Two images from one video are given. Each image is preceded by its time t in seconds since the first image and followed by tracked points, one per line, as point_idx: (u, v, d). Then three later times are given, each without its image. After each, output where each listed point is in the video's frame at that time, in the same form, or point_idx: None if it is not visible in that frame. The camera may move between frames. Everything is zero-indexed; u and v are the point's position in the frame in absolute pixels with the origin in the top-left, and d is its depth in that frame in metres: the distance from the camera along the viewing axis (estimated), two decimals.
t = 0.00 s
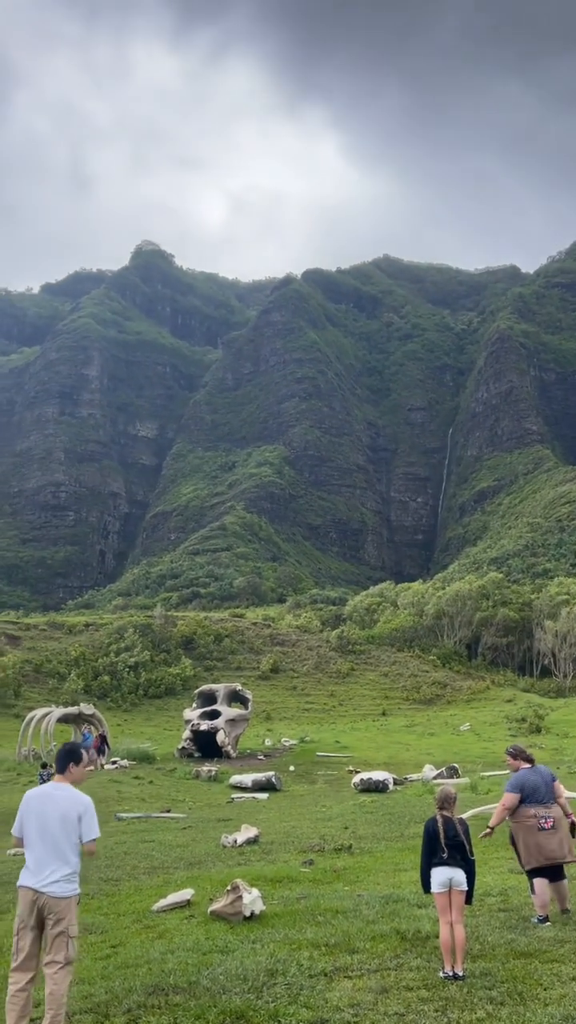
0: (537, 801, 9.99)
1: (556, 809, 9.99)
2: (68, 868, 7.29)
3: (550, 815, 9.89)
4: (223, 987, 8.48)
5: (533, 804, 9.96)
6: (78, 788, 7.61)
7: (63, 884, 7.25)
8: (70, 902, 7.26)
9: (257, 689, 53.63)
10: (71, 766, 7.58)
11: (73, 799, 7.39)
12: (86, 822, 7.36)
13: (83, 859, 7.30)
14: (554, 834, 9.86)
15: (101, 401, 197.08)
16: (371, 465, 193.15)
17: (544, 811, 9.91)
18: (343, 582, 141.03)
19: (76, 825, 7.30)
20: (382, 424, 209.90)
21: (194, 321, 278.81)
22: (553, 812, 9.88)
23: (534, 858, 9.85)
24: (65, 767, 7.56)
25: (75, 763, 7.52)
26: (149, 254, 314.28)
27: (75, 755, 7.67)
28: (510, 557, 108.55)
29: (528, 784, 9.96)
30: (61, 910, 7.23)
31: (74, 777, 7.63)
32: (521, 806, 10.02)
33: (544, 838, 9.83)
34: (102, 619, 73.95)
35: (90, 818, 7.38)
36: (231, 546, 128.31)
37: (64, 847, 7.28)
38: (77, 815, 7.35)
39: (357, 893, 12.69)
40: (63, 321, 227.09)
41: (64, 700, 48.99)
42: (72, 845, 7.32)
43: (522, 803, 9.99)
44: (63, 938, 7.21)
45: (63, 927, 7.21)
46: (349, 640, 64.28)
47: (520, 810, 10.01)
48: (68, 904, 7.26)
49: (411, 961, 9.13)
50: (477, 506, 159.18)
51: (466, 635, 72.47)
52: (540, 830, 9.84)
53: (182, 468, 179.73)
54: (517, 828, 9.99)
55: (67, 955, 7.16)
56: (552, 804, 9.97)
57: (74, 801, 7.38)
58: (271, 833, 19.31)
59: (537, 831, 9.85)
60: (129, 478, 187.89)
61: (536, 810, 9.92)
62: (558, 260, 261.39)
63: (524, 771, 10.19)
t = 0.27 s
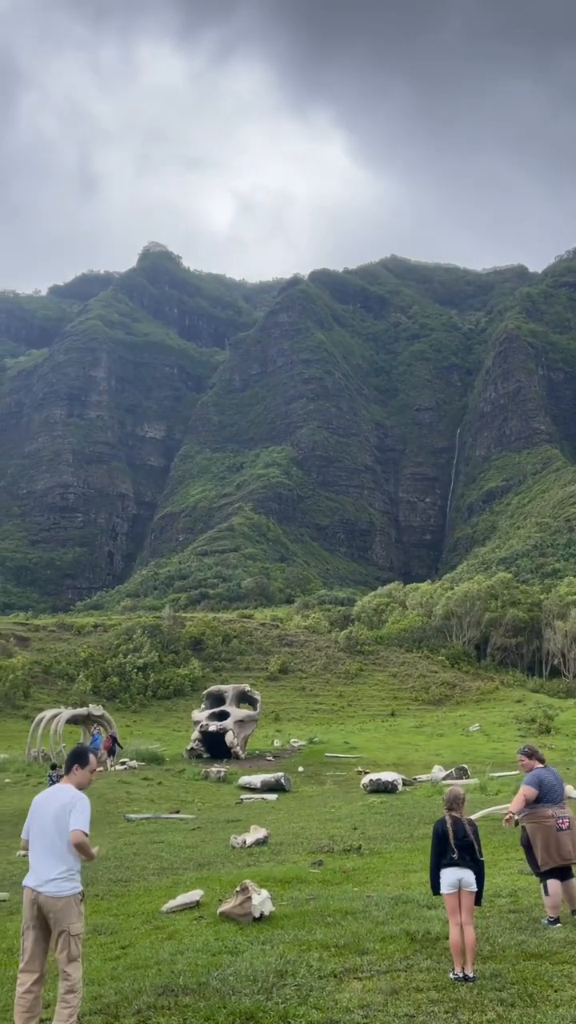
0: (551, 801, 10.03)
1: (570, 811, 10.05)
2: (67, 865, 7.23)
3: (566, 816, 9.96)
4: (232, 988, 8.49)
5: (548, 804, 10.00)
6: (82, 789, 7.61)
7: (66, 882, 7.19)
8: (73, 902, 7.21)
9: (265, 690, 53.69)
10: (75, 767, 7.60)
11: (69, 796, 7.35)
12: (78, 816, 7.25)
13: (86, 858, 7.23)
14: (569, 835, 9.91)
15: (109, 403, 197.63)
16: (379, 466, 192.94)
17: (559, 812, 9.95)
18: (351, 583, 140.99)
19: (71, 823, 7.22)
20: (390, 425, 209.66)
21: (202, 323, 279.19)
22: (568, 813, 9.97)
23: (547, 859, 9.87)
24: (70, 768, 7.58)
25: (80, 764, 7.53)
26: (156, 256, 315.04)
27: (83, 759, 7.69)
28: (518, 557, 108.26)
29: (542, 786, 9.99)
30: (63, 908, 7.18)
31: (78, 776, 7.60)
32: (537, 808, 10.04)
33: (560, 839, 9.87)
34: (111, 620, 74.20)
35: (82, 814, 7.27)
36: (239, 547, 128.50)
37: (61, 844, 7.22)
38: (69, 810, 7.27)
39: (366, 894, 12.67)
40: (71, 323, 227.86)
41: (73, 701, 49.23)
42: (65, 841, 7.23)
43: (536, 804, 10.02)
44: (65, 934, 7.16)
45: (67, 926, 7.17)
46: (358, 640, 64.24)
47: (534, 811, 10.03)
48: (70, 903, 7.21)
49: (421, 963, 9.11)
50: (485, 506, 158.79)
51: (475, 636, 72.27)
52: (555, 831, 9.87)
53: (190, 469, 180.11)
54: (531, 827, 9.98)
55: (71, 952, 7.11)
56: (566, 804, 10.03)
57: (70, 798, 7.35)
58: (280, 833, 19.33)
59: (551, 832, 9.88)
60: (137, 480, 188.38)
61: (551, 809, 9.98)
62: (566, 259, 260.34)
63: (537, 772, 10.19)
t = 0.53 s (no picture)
0: (560, 800, 10.02)
1: None
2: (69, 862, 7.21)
3: None
4: (238, 988, 8.48)
5: (557, 804, 9.99)
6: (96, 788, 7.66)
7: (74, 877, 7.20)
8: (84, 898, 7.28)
9: (271, 689, 53.73)
10: (89, 765, 7.66)
11: (74, 795, 7.32)
12: (79, 813, 7.25)
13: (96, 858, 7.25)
14: None
15: (114, 403, 197.86)
16: (384, 465, 192.75)
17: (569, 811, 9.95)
18: (357, 582, 140.89)
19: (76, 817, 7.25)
20: (395, 424, 209.31)
21: (207, 323, 279.37)
22: None
23: (557, 858, 9.84)
24: (82, 768, 7.65)
25: (92, 764, 7.60)
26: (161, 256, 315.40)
27: (95, 759, 7.76)
28: (524, 557, 108.01)
29: (552, 785, 9.97)
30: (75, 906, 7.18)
31: (91, 777, 7.68)
32: (547, 807, 10.01)
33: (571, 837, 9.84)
34: (116, 619, 74.28)
35: (81, 812, 7.25)
36: (244, 546, 128.59)
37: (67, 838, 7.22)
38: (73, 807, 7.25)
39: (372, 893, 12.65)
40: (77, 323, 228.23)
41: (79, 701, 49.37)
42: (67, 838, 7.23)
43: (544, 804, 10.00)
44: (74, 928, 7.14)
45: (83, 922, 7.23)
46: (363, 640, 64.09)
47: (543, 811, 10.01)
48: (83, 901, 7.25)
49: (427, 962, 9.10)
50: (491, 506, 158.47)
51: (481, 636, 72.11)
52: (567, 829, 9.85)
53: (196, 469, 180.47)
54: (543, 826, 9.92)
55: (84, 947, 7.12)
56: None
57: (79, 795, 7.35)
58: (286, 833, 19.33)
59: (561, 831, 9.86)
60: (142, 480, 188.64)
61: (562, 808, 9.95)
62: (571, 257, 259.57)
63: (546, 771, 10.18)
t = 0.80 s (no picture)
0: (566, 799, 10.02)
1: None
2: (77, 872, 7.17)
3: None
4: (241, 985, 8.50)
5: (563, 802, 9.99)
6: (121, 791, 7.42)
7: (89, 884, 7.12)
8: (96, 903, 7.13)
9: (274, 688, 53.79)
10: (114, 768, 7.42)
11: (91, 800, 7.25)
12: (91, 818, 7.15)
13: (108, 866, 7.08)
14: None
15: (117, 402, 198.09)
16: (388, 464, 192.67)
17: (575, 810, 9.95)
18: (360, 580, 140.91)
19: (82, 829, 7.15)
20: (398, 422, 209.17)
21: (210, 321, 279.41)
22: None
23: (561, 856, 9.85)
24: (110, 768, 7.46)
25: (117, 767, 7.36)
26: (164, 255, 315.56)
27: (124, 759, 7.51)
28: (527, 555, 107.91)
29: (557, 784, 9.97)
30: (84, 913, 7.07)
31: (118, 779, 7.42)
32: (551, 806, 10.03)
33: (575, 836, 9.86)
34: (120, 618, 74.44)
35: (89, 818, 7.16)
36: (248, 545, 128.75)
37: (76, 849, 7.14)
38: (89, 813, 7.19)
39: (376, 892, 12.67)
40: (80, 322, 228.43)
41: (83, 700, 49.53)
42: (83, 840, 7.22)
43: (549, 801, 9.99)
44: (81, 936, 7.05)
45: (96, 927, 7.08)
46: (366, 638, 64.06)
47: (547, 809, 10.02)
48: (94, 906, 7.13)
49: (430, 960, 9.12)
50: (494, 504, 158.36)
51: (484, 634, 72.04)
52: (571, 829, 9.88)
53: (199, 468, 180.71)
54: (547, 824, 9.91)
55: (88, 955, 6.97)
56: None
57: (91, 805, 7.25)
58: (289, 831, 19.33)
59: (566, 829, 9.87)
60: (146, 479, 188.83)
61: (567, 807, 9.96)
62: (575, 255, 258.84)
63: (549, 769, 10.19)
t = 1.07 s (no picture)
0: (563, 795, 10.03)
1: None
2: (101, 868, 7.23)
3: None
4: (245, 982, 8.53)
5: (562, 799, 10.00)
6: (151, 790, 7.39)
7: (113, 883, 7.16)
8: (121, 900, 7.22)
9: (277, 685, 53.87)
10: (146, 766, 7.35)
11: (121, 801, 7.21)
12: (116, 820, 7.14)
13: (129, 867, 7.08)
14: None
15: (120, 400, 198.11)
16: (390, 461, 192.57)
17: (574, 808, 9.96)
18: (362, 578, 140.97)
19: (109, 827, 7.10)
20: (400, 420, 208.97)
21: (212, 319, 279.13)
22: None
23: (564, 851, 9.80)
24: (141, 767, 7.36)
25: (149, 766, 7.25)
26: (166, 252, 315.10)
27: (154, 758, 7.43)
28: (530, 552, 107.78)
29: (557, 779, 9.98)
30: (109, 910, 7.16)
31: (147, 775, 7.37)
32: (551, 803, 10.03)
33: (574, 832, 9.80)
34: (122, 616, 74.52)
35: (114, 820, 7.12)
36: (250, 543, 128.79)
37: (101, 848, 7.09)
38: (117, 810, 7.16)
39: (379, 888, 12.67)
40: (82, 320, 228.37)
41: (85, 697, 49.67)
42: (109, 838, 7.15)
43: (551, 797, 9.97)
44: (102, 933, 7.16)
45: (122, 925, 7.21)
46: (369, 636, 64.01)
47: (548, 806, 10.00)
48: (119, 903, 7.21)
49: (433, 957, 9.13)
50: (497, 501, 158.25)
51: (487, 631, 71.98)
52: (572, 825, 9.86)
53: (201, 466, 180.78)
54: (546, 821, 9.93)
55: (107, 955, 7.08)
56: None
57: (120, 800, 7.21)
58: (292, 827, 19.32)
59: (566, 825, 9.85)
60: (148, 477, 188.95)
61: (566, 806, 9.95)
62: None
63: (550, 765, 10.16)
